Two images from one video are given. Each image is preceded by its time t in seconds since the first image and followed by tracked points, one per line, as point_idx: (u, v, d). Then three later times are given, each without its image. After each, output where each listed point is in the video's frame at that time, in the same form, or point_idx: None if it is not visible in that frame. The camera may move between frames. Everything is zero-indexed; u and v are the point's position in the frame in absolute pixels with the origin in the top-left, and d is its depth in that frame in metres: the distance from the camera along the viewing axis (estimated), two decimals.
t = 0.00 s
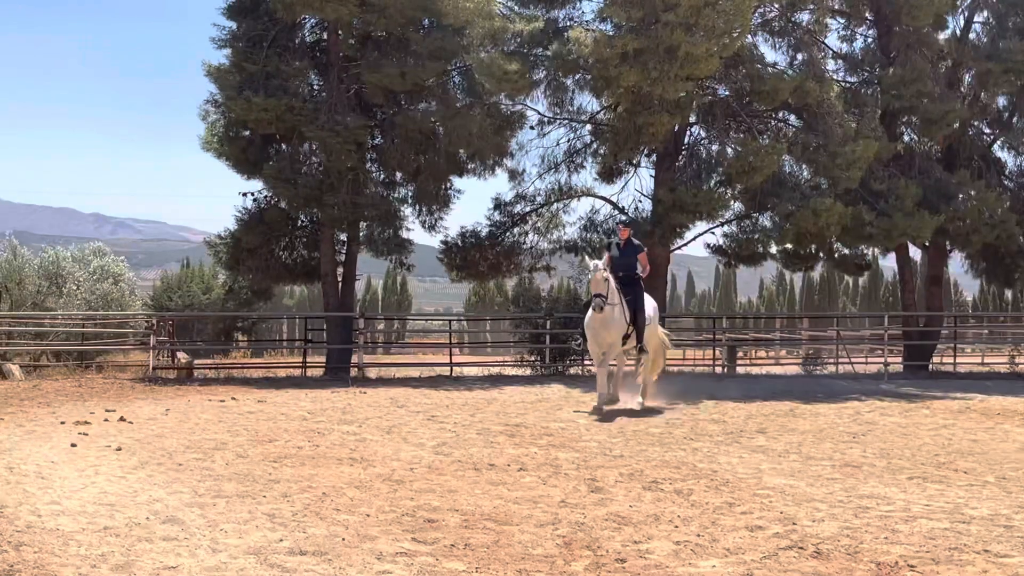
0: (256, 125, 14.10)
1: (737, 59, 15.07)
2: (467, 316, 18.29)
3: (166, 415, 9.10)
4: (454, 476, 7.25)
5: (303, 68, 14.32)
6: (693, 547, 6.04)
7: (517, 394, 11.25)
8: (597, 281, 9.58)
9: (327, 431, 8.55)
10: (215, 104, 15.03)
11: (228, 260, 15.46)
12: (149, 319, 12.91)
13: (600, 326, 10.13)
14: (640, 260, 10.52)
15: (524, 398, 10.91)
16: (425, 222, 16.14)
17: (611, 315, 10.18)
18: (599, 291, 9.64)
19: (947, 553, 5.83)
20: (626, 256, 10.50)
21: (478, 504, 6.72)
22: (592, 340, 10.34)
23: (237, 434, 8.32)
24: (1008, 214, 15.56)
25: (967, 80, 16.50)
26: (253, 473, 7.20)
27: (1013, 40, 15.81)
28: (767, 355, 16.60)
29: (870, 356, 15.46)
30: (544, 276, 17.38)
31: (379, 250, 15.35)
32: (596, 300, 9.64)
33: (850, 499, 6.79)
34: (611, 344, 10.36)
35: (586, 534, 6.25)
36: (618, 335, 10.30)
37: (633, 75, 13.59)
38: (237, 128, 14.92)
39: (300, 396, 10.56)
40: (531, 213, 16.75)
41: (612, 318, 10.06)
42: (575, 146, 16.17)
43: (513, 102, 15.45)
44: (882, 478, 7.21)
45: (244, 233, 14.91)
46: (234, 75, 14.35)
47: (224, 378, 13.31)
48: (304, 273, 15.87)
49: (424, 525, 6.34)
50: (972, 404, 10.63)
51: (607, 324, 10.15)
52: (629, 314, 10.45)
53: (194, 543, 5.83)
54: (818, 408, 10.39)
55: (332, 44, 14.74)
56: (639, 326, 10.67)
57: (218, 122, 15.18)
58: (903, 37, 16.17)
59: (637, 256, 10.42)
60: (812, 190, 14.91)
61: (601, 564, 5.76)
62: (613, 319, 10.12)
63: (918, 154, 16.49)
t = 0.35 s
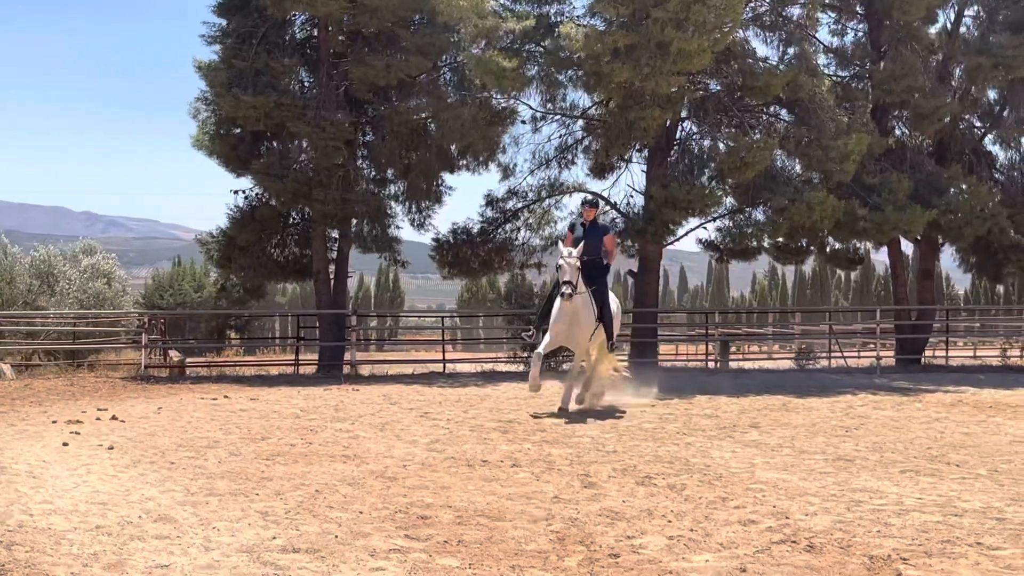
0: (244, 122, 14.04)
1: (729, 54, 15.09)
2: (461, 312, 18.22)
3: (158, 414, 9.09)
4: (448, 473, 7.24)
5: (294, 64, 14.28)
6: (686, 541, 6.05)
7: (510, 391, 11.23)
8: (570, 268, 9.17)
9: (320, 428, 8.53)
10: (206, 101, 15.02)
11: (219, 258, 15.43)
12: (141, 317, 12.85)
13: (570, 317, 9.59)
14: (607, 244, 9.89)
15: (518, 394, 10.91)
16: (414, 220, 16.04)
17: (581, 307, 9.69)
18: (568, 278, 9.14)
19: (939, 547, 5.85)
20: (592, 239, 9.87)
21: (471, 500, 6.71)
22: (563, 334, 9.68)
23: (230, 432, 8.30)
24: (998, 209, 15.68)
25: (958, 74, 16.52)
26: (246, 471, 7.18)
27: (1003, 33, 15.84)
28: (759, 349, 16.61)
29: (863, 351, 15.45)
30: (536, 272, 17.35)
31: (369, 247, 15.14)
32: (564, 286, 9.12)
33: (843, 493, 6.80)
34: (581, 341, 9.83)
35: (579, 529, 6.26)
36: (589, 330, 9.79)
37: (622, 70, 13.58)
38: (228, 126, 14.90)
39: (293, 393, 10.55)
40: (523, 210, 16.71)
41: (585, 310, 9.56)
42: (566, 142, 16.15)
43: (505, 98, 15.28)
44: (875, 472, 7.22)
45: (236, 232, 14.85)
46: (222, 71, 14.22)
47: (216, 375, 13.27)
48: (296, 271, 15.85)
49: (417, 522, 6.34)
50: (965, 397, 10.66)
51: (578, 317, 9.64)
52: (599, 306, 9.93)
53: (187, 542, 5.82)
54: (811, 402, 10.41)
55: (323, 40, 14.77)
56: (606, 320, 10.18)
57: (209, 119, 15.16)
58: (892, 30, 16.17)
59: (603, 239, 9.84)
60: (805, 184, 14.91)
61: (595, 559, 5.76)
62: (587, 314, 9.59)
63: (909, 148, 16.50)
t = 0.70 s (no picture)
0: (228, 118, 13.97)
1: (714, 50, 15.13)
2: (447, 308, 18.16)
3: (144, 413, 9.07)
4: (435, 469, 7.24)
5: (278, 61, 14.22)
6: (672, 535, 6.06)
7: (497, 387, 11.21)
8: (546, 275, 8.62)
9: (306, 426, 8.52)
10: (189, 98, 14.93)
11: (205, 256, 15.40)
12: (126, 315, 12.81)
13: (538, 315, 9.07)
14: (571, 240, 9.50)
15: (504, 390, 10.91)
16: (398, 217, 15.86)
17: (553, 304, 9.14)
18: (550, 288, 8.66)
19: (922, 538, 5.90)
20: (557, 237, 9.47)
21: (458, 496, 6.71)
22: (527, 333, 9.22)
23: (216, 429, 8.28)
24: (984, 201, 15.60)
25: (942, 68, 16.57)
26: (232, 468, 7.16)
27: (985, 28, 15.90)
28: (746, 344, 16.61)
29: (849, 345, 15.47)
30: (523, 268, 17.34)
31: (355, 243, 15.04)
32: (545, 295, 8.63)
33: (828, 486, 6.82)
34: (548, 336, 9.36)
35: (566, 524, 6.27)
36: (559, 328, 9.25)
37: (606, 67, 13.62)
38: (212, 122, 14.84)
39: (280, 391, 10.53)
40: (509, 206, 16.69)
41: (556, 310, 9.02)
42: (552, 137, 16.12)
43: (491, 95, 15.19)
44: (861, 465, 7.25)
45: (221, 230, 14.81)
46: (206, 68, 14.16)
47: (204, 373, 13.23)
48: (283, 269, 15.82)
49: (404, 518, 6.34)
50: (950, 390, 10.72)
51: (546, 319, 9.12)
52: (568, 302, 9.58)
53: (172, 539, 5.81)
54: (796, 396, 10.45)
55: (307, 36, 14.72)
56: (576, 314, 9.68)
57: (193, 116, 15.06)
58: (877, 25, 16.21)
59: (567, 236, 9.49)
60: (791, 179, 15.10)
61: (581, 553, 5.78)
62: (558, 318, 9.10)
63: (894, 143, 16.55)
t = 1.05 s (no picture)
0: (209, 114, 13.91)
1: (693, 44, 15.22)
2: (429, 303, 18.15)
3: (125, 411, 9.04)
4: (416, 465, 7.23)
5: (258, 57, 14.17)
6: (653, 530, 6.06)
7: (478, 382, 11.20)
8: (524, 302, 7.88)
9: (287, 423, 8.51)
10: (168, 94, 14.81)
11: (184, 253, 15.32)
12: (107, 313, 12.74)
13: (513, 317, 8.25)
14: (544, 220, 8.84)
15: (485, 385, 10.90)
16: (379, 211, 15.96)
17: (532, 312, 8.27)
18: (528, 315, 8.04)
19: (901, 530, 5.93)
20: (527, 220, 8.75)
21: (440, 492, 6.71)
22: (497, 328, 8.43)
23: (196, 427, 8.25)
24: (962, 193, 15.74)
25: (921, 62, 16.63)
26: (213, 467, 7.13)
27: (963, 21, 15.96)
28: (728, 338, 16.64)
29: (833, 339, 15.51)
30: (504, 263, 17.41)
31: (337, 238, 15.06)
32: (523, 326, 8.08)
33: (809, 478, 6.85)
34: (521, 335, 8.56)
35: (547, 519, 6.27)
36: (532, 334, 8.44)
37: (584, 64, 13.66)
38: (190, 119, 14.69)
39: (262, 388, 10.50)
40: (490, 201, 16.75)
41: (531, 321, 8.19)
42: (533, 133, 16.14)
43: (472, 92, 15.26)
44: (842, 457, 7.27)
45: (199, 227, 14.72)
46: (186, 65, 14.10)
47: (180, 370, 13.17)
48: (263, 265, 15.78)
49: (385, 514, 6.33)
50: (930, 382, 10.80)
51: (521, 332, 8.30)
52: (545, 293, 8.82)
53: (153, 538, 5.78)
54: (778, 389, 10.49)
55: (288, 32, 14.68)
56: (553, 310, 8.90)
57: (171, 113, 14.91)
58: (857, 19, 16.25)
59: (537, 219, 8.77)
60: (771, 174, 14.97)
61: (563, 548, 5.79)
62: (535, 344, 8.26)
63: (873, 136, 16.62)
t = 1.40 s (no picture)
0: (183, 110, 13.83)
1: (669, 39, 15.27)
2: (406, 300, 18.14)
3: (99, 410, 8.98)
4: (393, 461, 7.22)
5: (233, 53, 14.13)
6: (631, 524, 6.07)
7: (456, 378, 11.19)
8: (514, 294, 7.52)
9: (263, 420, 8.48)
10: (140, 90, 14.65)
11: (157, 251, 15.22)
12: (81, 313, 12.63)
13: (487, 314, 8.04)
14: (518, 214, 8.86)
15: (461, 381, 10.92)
16: (360, 206, 15.96)
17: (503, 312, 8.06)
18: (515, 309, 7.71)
19: (877, 521, 5.96)
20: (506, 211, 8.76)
21: (417, 488, 6.70)
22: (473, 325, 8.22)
23: (172, 425, 8.21)
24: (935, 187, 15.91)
25: (893, 57, 16.74)
26: (189, 465, 7.09)
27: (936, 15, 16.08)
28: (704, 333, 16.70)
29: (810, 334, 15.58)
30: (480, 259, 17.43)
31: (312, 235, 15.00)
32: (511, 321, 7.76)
33: (784, 472, 6.87)
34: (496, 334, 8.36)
35: (525, 514, 6.28)
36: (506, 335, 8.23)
37: (561, 60, 13.66)
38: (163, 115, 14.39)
39: (238, 386, 10.46)
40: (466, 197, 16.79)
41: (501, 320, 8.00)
42: (508, 129, 16.13)
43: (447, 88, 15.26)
44: (818, 450, 7.30)
45: (172, 224, 14.62)
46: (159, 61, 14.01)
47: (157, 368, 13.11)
48: (238, 263, 15.72)
49: (363, 511, 6.32)
50: (903, 374, 10.88)
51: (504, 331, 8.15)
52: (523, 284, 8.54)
53: (128, 537, 5.74)
54: (753, 382, 10.53)
55: (261, 28, 14.62)
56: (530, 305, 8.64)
57: (143, 109, 14.75)
58: (831, 14, 16.34)
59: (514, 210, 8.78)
60: (746, 170, 15.07)
61: (540, 543, 5.79)
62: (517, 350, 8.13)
63: (847, 131, 16.73)
